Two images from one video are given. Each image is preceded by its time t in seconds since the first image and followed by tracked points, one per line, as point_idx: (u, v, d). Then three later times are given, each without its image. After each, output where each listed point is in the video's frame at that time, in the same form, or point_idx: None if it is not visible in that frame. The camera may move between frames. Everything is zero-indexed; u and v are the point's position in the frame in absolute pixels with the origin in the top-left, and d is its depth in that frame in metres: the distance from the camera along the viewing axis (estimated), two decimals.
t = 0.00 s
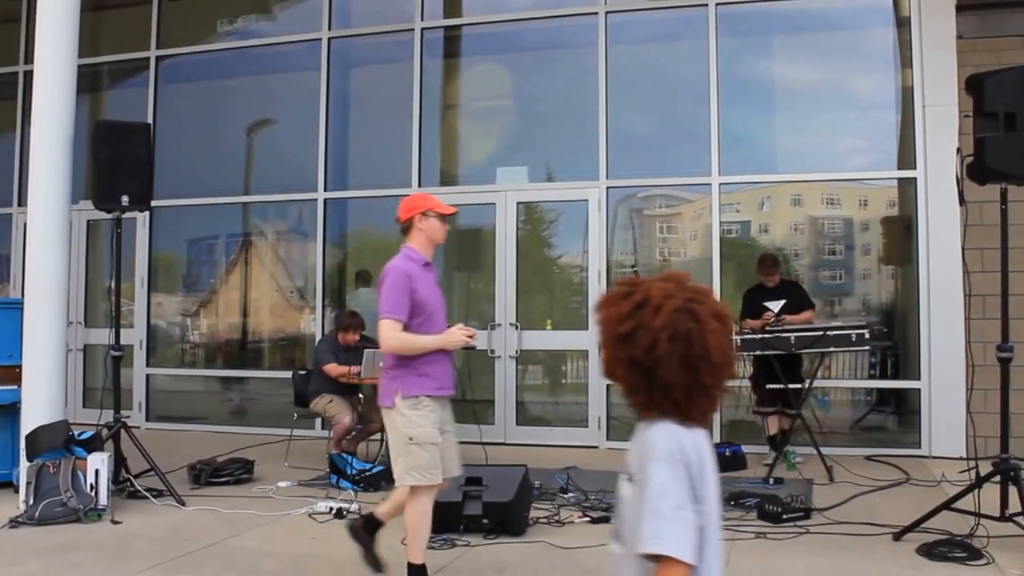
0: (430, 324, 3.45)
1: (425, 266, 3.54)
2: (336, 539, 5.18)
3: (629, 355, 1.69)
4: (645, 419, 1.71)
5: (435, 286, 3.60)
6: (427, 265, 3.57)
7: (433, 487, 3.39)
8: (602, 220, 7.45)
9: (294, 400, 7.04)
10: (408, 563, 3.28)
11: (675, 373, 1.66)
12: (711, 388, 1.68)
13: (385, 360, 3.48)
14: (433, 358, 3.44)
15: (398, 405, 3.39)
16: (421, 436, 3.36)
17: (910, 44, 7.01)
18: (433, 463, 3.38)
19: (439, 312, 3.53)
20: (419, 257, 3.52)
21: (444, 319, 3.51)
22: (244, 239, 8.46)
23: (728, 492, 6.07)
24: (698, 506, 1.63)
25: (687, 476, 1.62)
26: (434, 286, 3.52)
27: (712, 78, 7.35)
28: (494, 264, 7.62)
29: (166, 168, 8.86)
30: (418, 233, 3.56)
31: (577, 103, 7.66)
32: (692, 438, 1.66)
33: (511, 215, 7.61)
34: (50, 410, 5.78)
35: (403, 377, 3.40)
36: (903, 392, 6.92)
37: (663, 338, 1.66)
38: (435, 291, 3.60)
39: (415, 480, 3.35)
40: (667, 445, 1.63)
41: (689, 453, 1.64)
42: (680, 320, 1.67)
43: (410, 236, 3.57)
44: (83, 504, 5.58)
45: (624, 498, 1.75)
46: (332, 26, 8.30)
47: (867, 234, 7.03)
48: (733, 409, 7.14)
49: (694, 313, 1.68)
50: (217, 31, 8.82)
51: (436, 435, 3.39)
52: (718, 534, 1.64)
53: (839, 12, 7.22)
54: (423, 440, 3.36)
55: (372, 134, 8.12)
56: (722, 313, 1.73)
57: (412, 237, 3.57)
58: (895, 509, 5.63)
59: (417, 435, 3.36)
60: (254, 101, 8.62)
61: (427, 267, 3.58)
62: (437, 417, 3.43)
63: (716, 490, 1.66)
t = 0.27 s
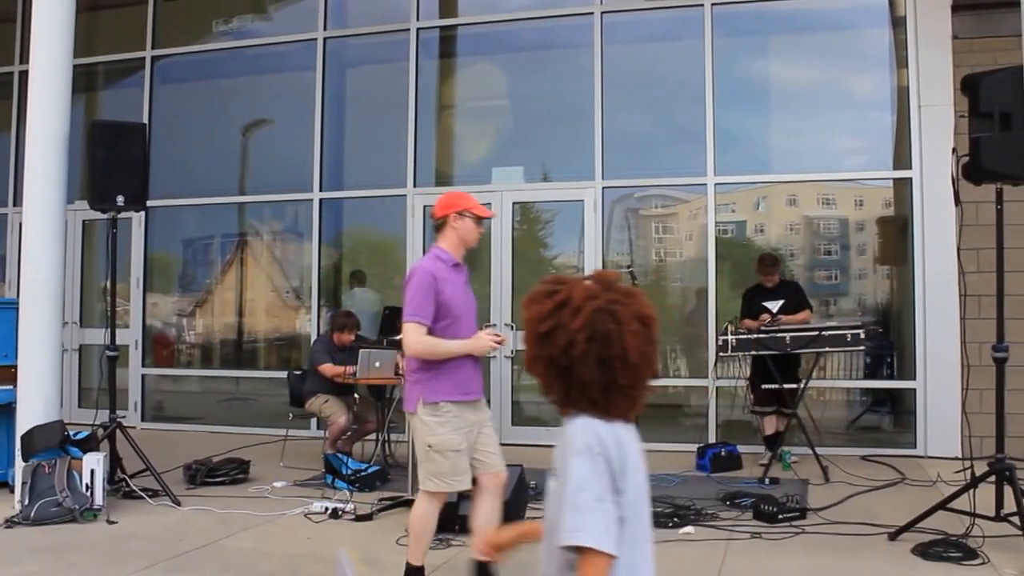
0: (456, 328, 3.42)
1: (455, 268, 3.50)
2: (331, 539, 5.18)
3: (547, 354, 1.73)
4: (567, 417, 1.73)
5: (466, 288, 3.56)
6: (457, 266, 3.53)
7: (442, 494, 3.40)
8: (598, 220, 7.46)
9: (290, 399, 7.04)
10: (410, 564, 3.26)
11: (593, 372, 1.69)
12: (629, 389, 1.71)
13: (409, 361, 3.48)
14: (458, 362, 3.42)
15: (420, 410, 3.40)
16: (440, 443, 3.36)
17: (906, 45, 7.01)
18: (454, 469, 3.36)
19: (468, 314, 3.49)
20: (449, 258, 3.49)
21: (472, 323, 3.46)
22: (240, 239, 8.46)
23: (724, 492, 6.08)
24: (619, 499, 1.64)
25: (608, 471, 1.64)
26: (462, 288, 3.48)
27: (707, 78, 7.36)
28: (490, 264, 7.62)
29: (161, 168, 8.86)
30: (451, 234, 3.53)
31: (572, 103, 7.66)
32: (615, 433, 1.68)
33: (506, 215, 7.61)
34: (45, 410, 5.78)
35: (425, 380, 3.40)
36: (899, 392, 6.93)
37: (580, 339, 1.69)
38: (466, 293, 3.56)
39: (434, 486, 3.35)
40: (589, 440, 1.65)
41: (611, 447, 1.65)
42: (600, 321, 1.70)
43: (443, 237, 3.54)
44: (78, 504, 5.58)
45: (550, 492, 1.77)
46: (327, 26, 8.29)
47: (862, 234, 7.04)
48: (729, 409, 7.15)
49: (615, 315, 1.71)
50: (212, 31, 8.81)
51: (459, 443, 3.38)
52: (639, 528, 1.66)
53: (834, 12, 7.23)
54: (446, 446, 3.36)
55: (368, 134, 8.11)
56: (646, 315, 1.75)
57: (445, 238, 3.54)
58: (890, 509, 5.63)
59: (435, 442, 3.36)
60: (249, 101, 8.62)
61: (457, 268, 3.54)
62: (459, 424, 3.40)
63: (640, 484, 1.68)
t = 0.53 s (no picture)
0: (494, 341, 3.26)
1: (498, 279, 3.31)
2: (327, 539, 5.18)
3: (456, 355, 1.67)
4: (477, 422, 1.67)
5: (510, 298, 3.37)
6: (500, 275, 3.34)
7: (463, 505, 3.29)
8: (593, 220, 7.46)
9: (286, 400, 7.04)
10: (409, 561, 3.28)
11: (501, 374, 1.63)
12: (539, 393, 1.65)
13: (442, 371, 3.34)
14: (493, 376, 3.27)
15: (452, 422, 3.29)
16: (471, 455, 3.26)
17: (901, 45, 7.01)
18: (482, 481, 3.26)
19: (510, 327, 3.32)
20: (492, 267, 3.29)
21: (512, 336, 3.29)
22: (235, 239, 8.45)
23: (719, 492, 6.08)
24: (520, 509, 1.56)
25: (507, 480, 1.55)
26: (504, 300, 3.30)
27: (703, 78, 7.36)
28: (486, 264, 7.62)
29: (157, 168, 8.85)
30: (498, 242, 3.34)
31: (567, 103, 7.66)
32: (521, 438, 1.61)
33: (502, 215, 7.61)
34: (41, 410, 5.77)
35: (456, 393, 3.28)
36: (894, 392, 6.93)
37: (488, 339, 1.63)
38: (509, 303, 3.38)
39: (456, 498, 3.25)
40: (490, 447, 1.57)
41: (512, 454, 1.57)
42: (509, 322, 1.65)
43: (489, 244, 3.35)
44: (73, 504, 5.58)
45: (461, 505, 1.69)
46: (323, 26, 8.29)
47: (858, 235, 7.04)
48: (725, 410, 7.15)
49: (527, 316, 1.66)
50: (208, 31, 8.81)
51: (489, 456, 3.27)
52: (545, 540, 1.57)
53: (829, 12, 7.22)
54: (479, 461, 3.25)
55: (363, 134, 8.12)
56: (561, 319, 1.71)
57: (491, 246, 3.35)
58: (885, 509, 5.64)
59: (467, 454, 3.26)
60: (245, 100, 8.62)
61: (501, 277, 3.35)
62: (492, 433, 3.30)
63: (544, 494, 1.59)
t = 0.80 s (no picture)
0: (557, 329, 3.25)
1: (561, 269, 3.33)
2: (322, 539, 5.18)
3: (370, 351, 1.74)
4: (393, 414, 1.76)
5: (570, 290, 3.38)
6: (563, 267, 3.36)
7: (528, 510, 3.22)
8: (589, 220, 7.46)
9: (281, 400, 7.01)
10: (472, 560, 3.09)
11: (415, 369, 1.72)
12: (453, 385, 1.74)
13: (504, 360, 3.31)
14: (555, 366, 3.24)
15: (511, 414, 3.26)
16: (531, 454, 3.21)
17: (897, 45, 7.02)
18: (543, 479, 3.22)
19: (571, 318, 3.31)
20: (555, 257, 3.31)
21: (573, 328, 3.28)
22: (231, 239, 8.45)
23: (715, 492, 6.08)
24: (433, 504, 1.64)
25: (420, 475, 1.63)
26: (566, 289, 3.31)
27: (699, 78, 7.36)
28: (481, 264, 7.62)
29: (152, 168, 8.86)
30: (560, 232, 3.37)
31: (563, 103, 7.66)
32: (433, 433, 1.69)
33: (497, 216, 7.61)
34: (36, 410, 5.77)
35: (518, 381, 3.24)
36: (889, 393, 6.94)
37: (400, 335, 1.71)
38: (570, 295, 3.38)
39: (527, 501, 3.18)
40: (405, 443, 1.65)
41: (426, 451, 1.65)
42: (424, 318, 1.73)
43: (552, 235, 3.38)
44: (69, 504, 5.58)
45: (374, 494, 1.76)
46: (319, 26, 8.29)
47: (854, 235, 7.05)
48: (720, 410, 7.16)
49: (440, 311, 1.74)
50: (204, 31, 8.81)
51: (547, 454, 3.24)
52: (455, 530, 1.66)
53: (825, 13, 7.23)
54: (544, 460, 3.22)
55: (359, 134, 8.12)
56: (474, 312, 1.80)
57: (553, 237, 3.38)
58: (881, 509, 5.64)
59: (526, 453, 3.20)
60: (240, 101, 8.62)
61: (563, 269, 3.36)
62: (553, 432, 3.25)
63: (455, 488, 1.67)
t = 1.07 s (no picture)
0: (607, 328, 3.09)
1: (607, 266, 3.17)
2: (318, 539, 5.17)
3: (305, 356, 1.79)
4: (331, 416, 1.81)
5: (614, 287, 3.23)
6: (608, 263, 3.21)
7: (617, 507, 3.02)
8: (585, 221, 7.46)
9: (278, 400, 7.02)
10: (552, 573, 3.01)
11: (347, 372, 1.76)
12: (387, 385, 1.78)
13: (556, 360, 3.12)
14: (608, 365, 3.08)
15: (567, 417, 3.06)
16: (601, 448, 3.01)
17: (893, 46, 7.02)
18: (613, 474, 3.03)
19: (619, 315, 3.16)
20: (601, 253, 3.16)
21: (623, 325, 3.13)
22: (226, 239, 8.46)
23: (710, 492, 6.09)
24: (379, 499, 1.69)
25: (363, 473, 1.68)
26: (613, 286, 3.16)
27: (695, 79, 7.36)
28: (477, 264, 7.62)
29: (148, 168, 8.86)
30: (603, 228, 3.22)
31: (559, 104, 7.66)
32: (372, 431, 1.74)
33: (493, 216, 7.61)
34: (32, 410, 5.77)
35: (574, 383, 3.05)
36: (885, 393, 6.94)
37: (331, 338, 1.76)
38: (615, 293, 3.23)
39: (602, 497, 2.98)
40: (346, 443, 1.70)
41: (367, 449, 1.71)
42: (356, 320, 1.77)
43: (594, 230, 3.22)
44: (64, 504, 5.58)
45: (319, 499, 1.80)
46: (314, 26, 8.29)
47: (849, 235, 7.05)
48: (715, 410, 7.16)
49: (371, 312, 1.78)
50: (200, 31, 8.81)
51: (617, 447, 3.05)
52: (403, 524, 1.72)
53: (820, 13, 7.23)
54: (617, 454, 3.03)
55: (355, 134, 8.12)
56: (407, 310, 1.84)
57: (595, 233, 3.22)
58: (876, 509, 5.64)
59: (596, 447, 3.00)
60: (236, 101, 8.62)
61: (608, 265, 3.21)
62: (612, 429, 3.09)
63: (400, 483, 1.73)
